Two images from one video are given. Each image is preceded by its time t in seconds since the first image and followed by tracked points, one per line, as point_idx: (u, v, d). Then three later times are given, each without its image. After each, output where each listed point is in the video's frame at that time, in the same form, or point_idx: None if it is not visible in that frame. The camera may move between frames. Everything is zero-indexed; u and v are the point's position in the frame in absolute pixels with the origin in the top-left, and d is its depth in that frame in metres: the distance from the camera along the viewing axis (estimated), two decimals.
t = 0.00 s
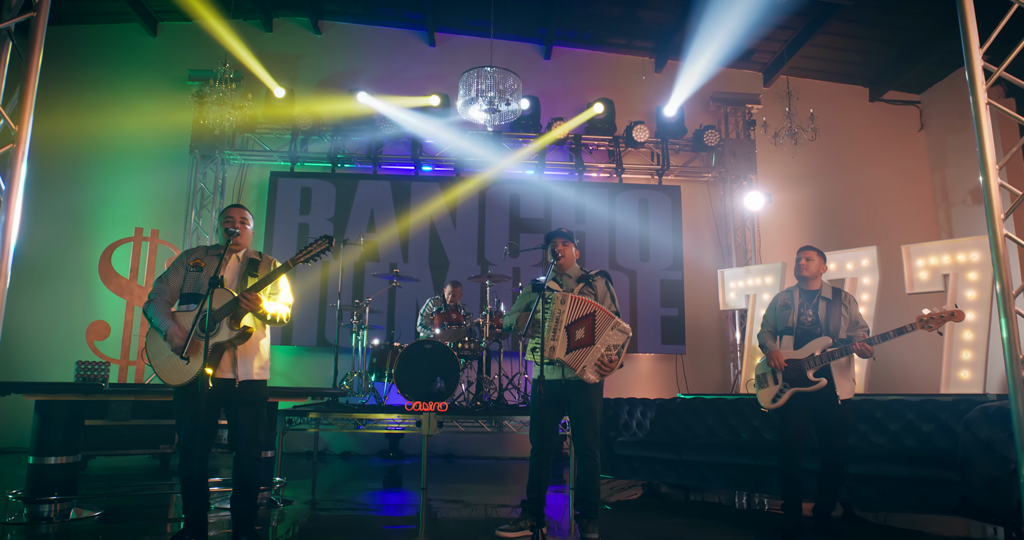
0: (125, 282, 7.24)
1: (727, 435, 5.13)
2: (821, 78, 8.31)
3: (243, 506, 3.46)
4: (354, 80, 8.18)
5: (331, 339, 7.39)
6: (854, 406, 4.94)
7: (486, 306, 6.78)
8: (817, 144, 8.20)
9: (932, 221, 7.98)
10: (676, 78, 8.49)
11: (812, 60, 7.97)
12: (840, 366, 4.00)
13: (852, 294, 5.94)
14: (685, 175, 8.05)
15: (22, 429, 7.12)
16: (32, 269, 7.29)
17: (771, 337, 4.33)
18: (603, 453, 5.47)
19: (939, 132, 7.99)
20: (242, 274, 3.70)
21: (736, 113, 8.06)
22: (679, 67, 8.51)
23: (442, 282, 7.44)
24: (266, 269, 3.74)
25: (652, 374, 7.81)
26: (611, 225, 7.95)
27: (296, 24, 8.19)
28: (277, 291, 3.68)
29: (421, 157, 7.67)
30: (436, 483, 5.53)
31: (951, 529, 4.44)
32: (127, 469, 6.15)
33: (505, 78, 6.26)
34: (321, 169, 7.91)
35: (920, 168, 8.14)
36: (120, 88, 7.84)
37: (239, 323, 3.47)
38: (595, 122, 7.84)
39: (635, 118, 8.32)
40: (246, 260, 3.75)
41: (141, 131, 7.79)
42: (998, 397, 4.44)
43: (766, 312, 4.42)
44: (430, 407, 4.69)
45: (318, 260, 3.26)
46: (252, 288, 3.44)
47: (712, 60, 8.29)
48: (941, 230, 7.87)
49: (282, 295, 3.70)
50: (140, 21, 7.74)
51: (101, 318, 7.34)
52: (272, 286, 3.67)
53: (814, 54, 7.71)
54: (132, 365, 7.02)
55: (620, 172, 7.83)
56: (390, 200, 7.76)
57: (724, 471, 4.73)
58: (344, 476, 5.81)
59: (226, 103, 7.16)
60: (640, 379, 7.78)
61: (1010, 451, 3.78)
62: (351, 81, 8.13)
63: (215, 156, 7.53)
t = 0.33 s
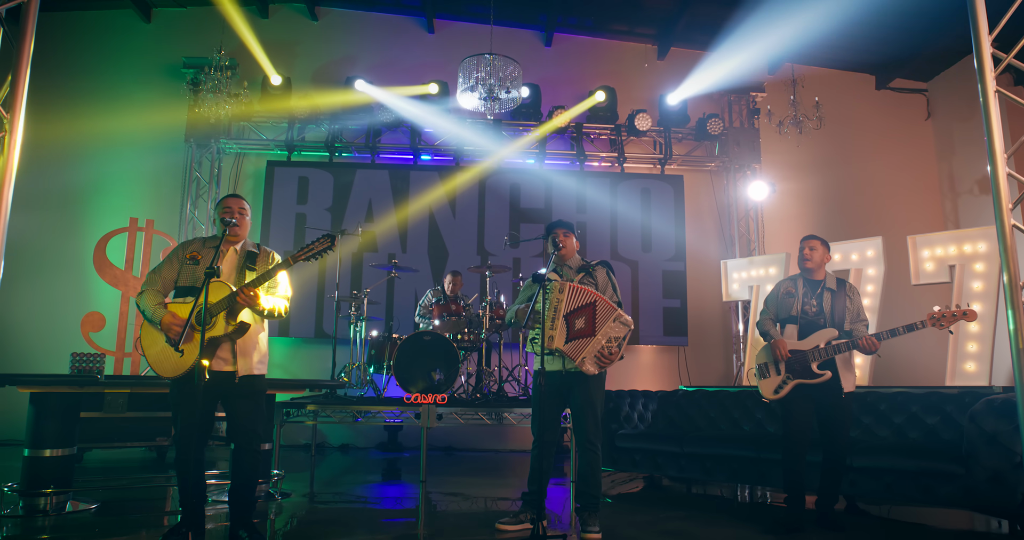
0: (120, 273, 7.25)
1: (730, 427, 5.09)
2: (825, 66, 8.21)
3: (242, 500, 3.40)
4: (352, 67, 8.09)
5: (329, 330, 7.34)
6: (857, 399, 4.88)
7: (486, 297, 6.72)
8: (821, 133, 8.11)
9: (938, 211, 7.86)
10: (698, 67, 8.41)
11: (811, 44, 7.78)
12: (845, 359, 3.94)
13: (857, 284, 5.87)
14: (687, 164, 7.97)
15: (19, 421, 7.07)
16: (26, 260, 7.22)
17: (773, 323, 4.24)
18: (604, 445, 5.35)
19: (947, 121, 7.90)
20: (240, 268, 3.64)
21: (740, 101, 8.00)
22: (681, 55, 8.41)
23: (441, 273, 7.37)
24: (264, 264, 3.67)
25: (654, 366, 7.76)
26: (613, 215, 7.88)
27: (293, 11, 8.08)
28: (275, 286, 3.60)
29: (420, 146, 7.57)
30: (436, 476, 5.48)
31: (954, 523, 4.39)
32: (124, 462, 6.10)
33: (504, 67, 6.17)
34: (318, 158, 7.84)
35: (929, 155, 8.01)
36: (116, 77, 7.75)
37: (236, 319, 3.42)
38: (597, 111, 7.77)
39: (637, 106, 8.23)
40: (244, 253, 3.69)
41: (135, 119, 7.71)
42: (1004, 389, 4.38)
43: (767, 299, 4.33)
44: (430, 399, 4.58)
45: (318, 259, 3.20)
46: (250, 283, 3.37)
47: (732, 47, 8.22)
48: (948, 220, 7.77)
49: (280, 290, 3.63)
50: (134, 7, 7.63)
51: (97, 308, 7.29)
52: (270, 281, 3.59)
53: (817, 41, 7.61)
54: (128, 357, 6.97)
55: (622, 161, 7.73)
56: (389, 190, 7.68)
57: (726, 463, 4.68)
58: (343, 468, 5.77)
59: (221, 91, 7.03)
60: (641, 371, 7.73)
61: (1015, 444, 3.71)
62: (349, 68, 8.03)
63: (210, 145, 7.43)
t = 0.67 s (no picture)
0: (115, 263, 7.09)
1: (731, 418, 5.05)
2: (832, 51, 8.12)
3: (240, 491, 3.35)
4: (350, 54, 8.00)
5: (327, 320, 7.29)
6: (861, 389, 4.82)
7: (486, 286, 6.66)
8: (826, 120, 8.03)
9: (944, 201, 7.81)
10: (715, 64, 8.31)
11: (826, 32, 7.94)
12: (842, 350, 3.89)
13: (861, 274, 5.82)
14: (690, 151, 7.90)
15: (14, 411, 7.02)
16: (20, 249, 7.16)
17: (768, 314, 4.15)
18: (605, 436, 5.29)
19: (955, 108, 7.80)
20: (238, 257, 3.57)
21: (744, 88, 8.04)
22: (684, 40, 8.32)
23: (440, 262, 7.31)
24: (263, 253, 3.59)
25: (655, 355, 7.72)
26: (615, 202, 7.81)
27: None
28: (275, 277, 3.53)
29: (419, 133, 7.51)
30: (435, 467, 5.43)
31: (958, 514, 4.34)
32: (120, 453, 6.06)
33: (503, 52, 6.06)
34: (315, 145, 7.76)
35: (935, 142, 7.97)
36: (110, 65, 7.65)
37: (235, 308, 3.34)
38: (598, 97, 7.70)
39: (639, 92, 8.14)
40: (244, 243, 3.60)
41: (130, 107, 7.62)
42: (1009, 380, 4.34)
43: (765, 289, 4.22)
44: (427, 389, 4.56)
45: (320, 245, 3.11)
46: (250, 271, 3.29)
47: (752, 51, 8.35)
48: (954, 210, 7.71)
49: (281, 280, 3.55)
50: None
51: (93, 298, 7.24)
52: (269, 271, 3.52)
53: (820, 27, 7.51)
54: (123, 347, 6.91)
55: (624, 148, 7.67)
56: (387, 177, 7.61)
57: (728, 455, 4.63)
58: (342, 459, 5.73)
59: (216, 78, 6.62)
60: (643, 360, 7.69)
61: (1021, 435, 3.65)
62: (346, 53, 7.94)
63: (206, 132, 7.45)
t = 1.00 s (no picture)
0: (110, 252, 6.80)
1: (733, 408, 5.00)
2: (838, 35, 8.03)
3: (238, 481, 3.31)
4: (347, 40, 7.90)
5: (324, 309, 7.28)
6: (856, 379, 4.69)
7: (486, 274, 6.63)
8: (830, 106, 7.98)
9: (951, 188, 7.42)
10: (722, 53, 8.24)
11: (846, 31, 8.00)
12: (834, 338, 3.78)
13: (866, 263, 5.76)
14: (693, 138, 7.82)
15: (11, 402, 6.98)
16: (15, 237, 7.11)
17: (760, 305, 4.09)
18: (605, 426, 5.24)
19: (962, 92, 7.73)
20: (235, 244, 3.48)
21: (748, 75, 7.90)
22: (687, 25, 8.22)
23: (439, 250, 7.24)
24: (260, 240, 3.50)
25: (656, 345, 7.69)
26: (617, 190, 7.73)
27: None
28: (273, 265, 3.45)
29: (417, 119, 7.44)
30: (434, 457, 5.38)
31: (961, 505, 4.31)
32: (116, 443, 6.02)
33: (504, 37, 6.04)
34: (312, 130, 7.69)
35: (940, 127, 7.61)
36: (105, 52, 7.55)
37: (235, 295, 3.27)
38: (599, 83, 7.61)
39: (642, 78, 8.06)
40: (241, 231, 3.52)
41: (123, 93, 7.53)
42: (1014, 370, 4.29)
43: (756, 279, 4.13)
44: (426, 380, 4.60)
45: (318, 230, 3.04)
46: (249, 257, 3.20)
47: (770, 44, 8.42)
48: (961, 197, 7.32)
49: (280, 267, 3.48)
50: None
51: (88, 287, 7.18)
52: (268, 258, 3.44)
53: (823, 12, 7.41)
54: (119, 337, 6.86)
55: (625, 134, 7.60)
56: (384, 163, 7.52)
57: (730, 445, 4.59)
58: (341, 449, 5.70)
59: (211, 63, 6.53)
60: (644, 350, 7.65)
61: None
62: (343, 38, 7.84)
63: (201, 119, 7.31)
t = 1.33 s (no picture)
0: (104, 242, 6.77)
1: (735, 399, 4.96)
2: (845, 20, 7.92)
3: (234, 473, 3.27)
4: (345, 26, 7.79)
5: (321, 300, 7.16)
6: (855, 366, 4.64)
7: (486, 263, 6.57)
8: (836, 93, 7.88)
9: (958, 176, 7.71)
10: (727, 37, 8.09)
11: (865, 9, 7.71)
12: (821, 323, 3.69)
13: (871, 253, 5.70)
14: (696, 126, 7.74)
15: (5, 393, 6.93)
16: (8, 227, 7.05)
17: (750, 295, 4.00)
18: (606, 418, 5.19)
19: (970, 80, 7.73)
20: (230, 232, 3.39)
21: (752, 60, 7.79)
22: (690, 10, 8.11)
23: (438, 239, 7.18)
24: (256, 227, 3.43)
25: (658, 336, 7.65)
26: (618, 177, 7.65)
27: None
28: (268, 253, 3.36)
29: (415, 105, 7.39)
30: (433, 448, 5.34)
31: (964, 497, 4.27)
32: (111, 435, 5.97)
33: (505, 23, 5.95)
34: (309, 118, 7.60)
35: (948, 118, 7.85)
36: (99, 39, 7.46)
37: (231, 283, 3.19)
38: (601, 69, 7.52)
39: (644, 65, 7.97)
40: (235, 219, 3.44)
41: (116, 80, 7.44)
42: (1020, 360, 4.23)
43: (745, 266, 4.04)
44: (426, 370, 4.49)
45: (313, 214, 2.98)
46: (243, 245, 3.11)
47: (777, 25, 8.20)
48: (967, 185, 7.62)
49: (276, 255, 3.40)
50: None
51: (82, 277, 7.12)
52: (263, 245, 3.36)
53: None
54: (113, 327, 6.82)
55: (627, 122, 7.52)
56: (383, 150, 7.44)
57: (732, 436, 4.54)
58: (340, 440, 5.66)
59: (206, 50, 6.40)
60: (645, 341, 7.62)
61: None
62: (340, 24, 7.74)
63: (196, 106, 7.23)
